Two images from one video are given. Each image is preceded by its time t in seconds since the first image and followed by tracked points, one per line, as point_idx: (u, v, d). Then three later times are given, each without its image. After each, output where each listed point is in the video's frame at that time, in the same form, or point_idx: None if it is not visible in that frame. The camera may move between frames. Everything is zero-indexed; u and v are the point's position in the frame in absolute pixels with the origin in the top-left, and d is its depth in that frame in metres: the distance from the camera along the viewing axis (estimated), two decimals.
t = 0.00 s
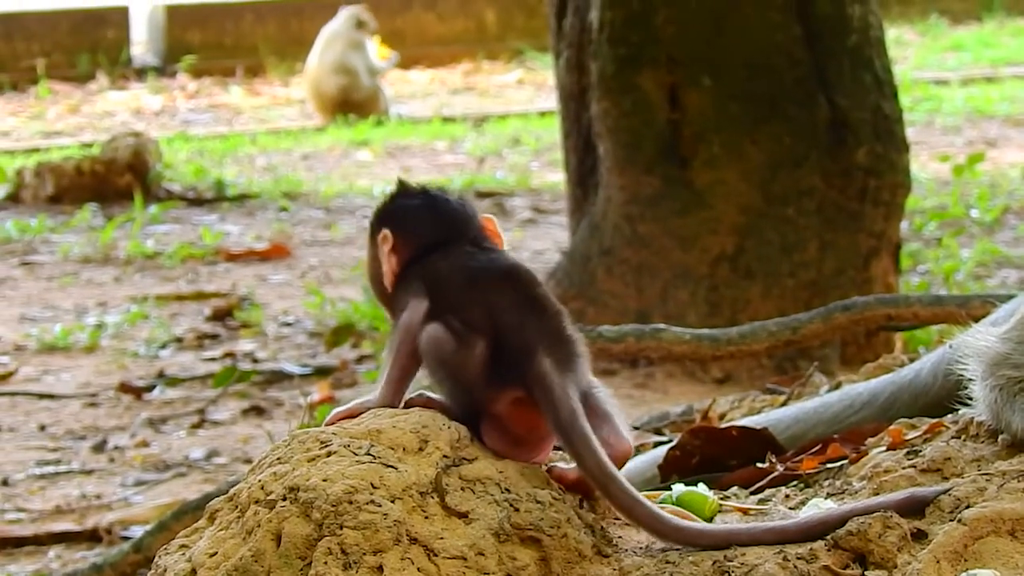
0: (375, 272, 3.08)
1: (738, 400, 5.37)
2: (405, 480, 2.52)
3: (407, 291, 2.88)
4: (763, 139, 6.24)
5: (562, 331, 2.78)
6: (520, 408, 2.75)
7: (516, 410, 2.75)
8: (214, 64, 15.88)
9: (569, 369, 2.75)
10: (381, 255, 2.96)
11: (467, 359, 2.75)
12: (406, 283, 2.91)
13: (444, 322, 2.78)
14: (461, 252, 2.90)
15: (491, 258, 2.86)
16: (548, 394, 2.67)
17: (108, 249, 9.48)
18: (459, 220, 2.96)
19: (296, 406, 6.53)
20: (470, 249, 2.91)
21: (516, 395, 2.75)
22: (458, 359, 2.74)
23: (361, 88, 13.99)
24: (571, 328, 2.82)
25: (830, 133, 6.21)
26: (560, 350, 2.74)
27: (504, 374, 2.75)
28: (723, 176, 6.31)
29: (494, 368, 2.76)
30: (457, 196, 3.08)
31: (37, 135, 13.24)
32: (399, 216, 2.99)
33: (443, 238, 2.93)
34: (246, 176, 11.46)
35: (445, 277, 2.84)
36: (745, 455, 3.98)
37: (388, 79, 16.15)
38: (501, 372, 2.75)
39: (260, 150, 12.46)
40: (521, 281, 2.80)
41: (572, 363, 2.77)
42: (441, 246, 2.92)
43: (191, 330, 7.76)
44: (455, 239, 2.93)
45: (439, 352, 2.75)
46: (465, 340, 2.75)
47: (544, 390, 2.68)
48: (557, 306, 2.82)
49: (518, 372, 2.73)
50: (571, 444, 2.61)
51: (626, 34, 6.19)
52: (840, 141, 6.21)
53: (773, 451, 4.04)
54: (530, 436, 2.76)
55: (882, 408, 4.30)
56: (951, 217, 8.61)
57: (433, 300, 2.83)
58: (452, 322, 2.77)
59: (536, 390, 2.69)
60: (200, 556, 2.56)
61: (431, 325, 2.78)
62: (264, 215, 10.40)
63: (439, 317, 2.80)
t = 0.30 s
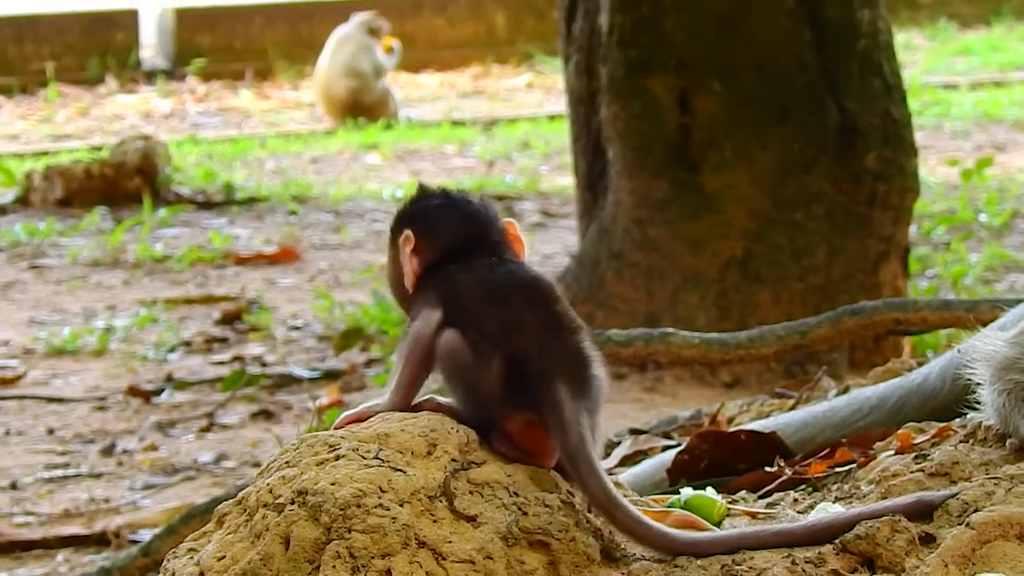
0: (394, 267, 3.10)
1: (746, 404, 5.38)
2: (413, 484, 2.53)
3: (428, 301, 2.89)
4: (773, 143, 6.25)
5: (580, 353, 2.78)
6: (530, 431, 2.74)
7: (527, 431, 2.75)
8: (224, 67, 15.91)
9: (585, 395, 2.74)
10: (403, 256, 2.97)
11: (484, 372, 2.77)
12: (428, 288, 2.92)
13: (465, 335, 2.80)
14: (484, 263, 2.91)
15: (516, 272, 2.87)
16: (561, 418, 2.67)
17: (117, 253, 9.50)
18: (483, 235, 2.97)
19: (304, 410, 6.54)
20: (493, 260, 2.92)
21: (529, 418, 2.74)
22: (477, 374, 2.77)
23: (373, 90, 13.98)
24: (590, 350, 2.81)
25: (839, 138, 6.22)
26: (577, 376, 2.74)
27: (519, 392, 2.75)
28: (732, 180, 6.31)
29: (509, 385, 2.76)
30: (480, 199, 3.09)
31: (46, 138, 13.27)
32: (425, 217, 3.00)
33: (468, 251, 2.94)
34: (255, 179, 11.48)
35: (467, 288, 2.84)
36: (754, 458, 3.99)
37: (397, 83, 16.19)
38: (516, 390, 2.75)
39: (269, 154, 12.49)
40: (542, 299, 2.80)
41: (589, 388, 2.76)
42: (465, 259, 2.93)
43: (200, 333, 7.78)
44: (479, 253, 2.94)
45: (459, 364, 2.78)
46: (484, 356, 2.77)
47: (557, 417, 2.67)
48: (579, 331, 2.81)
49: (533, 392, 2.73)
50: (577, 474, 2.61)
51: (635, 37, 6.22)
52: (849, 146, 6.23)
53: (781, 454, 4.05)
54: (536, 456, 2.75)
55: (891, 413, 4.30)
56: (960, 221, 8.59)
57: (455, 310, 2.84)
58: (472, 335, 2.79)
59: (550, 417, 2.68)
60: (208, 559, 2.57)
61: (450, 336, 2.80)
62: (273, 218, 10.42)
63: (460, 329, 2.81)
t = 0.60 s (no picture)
0: (395, 278, 3.09)
1: (752, 408, 5.38)
2: (420, 487, 2.54)
3: (437, 307, 2.90)
4: (779, 147, 6.26)
5: (594, 350, 2.80)
6: (544, 426, 2.74)
7: (539, 427, 2.74)
8: (230, 70, 15.92)
9: (599, 392, 2.76)
10: (404, 264, 2.95)
11: (498, 367, 2.76)
12: (436, 295, 2.92)
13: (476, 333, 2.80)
14: (491, 267, 2.92)
15: (524, 273, 2.88)
16: (577, 414, 2.68)
17: (122, 256, 9.51)
18: (488, 241, 2.98)
19: (311, 413, 6.55)
20: (498, 265, 2.93)
21: (542, 413, 2.74)
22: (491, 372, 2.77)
23: (377, 94, 14.01)
24: (603, 347, 2.83)
25: (846, 143, 6.23)
26: (592, 372, 2.75)
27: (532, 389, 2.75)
28: (737, 184, 6.32)
29: (524, 382, 2.76)
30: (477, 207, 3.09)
31: (52, 141, 13.29)
32: (426, 227, 2.99)
33: (474, 257, 2.95)
34: (261, 182, 11.49)
35: (477, 291, 2.85)
36: (760, 462, 3.99)
37: (403, 86, 16.21)
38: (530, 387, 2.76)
39: (274, 157, 12.50)
40: (554, 295, 2.82)
41: (600, 385, 2.78)
42: (472, 265, 2.94)
43: (206, 336, 7.79)
44: (486, 257, 2.95)
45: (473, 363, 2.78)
46: (498, 353, 2.77)
47: (574, 412, 2.68)
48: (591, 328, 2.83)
49: (548, 387, 2.74)
50: (588, 468, 2.62)
51: (641, 41, 6.21)
52: (855, 150, 6.22)
53: (787, 458, 4.05)
54: (548, 453, 2.75)
55: (897, 417, 4.30)
56: (966, 226, 8.60)
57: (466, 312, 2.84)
58: (486, 333, 2.79)
59: (566, 413, 2.69)
60: (215, 562, 2.58)
61: (463, 336, 2.81)
62: (279, 222, 10.42)
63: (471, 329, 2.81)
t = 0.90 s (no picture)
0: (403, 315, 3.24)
1: (755, 414, 5.38)
2: (424, 492, 2.54)
3: (441, 332, 3.04)
4: (782, 153, 6.27)
5: (587, 331, 2.83)
6: (549, 409, 2.76)
7: (547, 412, 2.76)
8: (233, 76, 15.94)
9: (597, 369, 2.78)
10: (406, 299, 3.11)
11: (498, 359, 2.80)
12: (439, 321, 3.06)
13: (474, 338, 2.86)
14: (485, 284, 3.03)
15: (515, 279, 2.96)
16: (578, 386, 2.70)
17: (126, 261, 9.53)
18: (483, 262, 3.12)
19: (314, 418, 6.56)
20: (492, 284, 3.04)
21: (546, 396, 2.76)
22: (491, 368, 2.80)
23: (380, 99, 14.08)
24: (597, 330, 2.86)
25: (850, 149, 6.23)
26: (588, 351, 2.79)
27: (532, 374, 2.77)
28: (741, 191, 6.33)
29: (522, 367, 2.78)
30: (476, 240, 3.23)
31: (55, 147, 13.32)
32: (426, 261, 3.14)
33: (470, 281, 3.07)
34: (263, 188, 11.50)
35: (474, 304, 2.96)
36: (764, 467, 3.99)
37: (406, 92, 16.23)
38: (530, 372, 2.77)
39: (277, 163, 12.52)
40: (544, 286, 2.87)
41: (598, 363, 2.80)
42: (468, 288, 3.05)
43: (209, 342, 7.80)
44: (479, 276, 3.07)
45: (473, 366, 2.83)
46: (496, 346, 2.81)
47: (576, 385, 2.70)
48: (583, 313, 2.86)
49: (546, 369, 2.75)
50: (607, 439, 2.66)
51: (645, 48, 6.24)
52: (860, 157, 6.23)
53: (791, 463, 4.04)
54: (558, 438, 2.76)
55: (901, 423, 4.30)
56: (969, 232, 8.60)
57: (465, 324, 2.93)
58: (482, 334, 2.85)
59: (567, 387, 2.71)
60: (220, 566, 2.59)
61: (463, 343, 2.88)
62: (282, 227, 10.43)
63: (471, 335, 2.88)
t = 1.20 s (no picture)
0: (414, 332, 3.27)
1: (759, 419, 5.39)
2: (431, 496, 2.54)
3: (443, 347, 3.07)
4: (785, 159, 6.28)
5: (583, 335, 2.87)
6: (553, 415, 2.80)
7: (551, 417, 2.80)
8: (236, 81, 15.97)
9: (595, 372, 2.82)
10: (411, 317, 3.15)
11: (499, 370, 2.84)
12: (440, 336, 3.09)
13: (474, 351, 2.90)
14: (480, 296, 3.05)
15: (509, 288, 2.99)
16: (576, 390, 2.73)
17: (129, 266, 9.54)
18: (489, 278, 3.11)
19: (317, 423, 6.56)
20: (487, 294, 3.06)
21: (548, 403, 2.80)
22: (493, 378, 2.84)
23: (382, 104, 14.01)
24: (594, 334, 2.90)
25: (854, 156, 6.23)
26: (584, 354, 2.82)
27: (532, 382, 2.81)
28: (745, 196, 6.34)
29: (523, 376, 2.82)
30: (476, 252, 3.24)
31: (58, 151, 13.34)
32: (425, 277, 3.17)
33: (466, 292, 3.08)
34: (267, 193, 11.52)
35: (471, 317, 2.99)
36: (769, 472, 3.99)
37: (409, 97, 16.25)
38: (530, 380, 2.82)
39: (280, 168, 12.53)
40: (537, 294, 2.91)
41: (597, 367, 2.84)
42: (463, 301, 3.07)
43: (213, 346, 7.81)
44: (482, 291, 3.07)
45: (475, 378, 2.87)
46: (495, 357, 2.85)
47: (574, 389, 2.73)
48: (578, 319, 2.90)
49: (545, 375, 2.79)
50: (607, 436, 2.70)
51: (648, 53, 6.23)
52: (864, 163, 6.23)
53: (797, 468, 4.03)
54: (565, 442, 2.80)
55: (905, 428, 4.30)
56: (972, 238, 8.61)
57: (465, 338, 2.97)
58: (481, 347, 2.89)
59: (566, 392, 2.74)
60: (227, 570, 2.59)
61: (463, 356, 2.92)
62: (285, 232, 10.44)
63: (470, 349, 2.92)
